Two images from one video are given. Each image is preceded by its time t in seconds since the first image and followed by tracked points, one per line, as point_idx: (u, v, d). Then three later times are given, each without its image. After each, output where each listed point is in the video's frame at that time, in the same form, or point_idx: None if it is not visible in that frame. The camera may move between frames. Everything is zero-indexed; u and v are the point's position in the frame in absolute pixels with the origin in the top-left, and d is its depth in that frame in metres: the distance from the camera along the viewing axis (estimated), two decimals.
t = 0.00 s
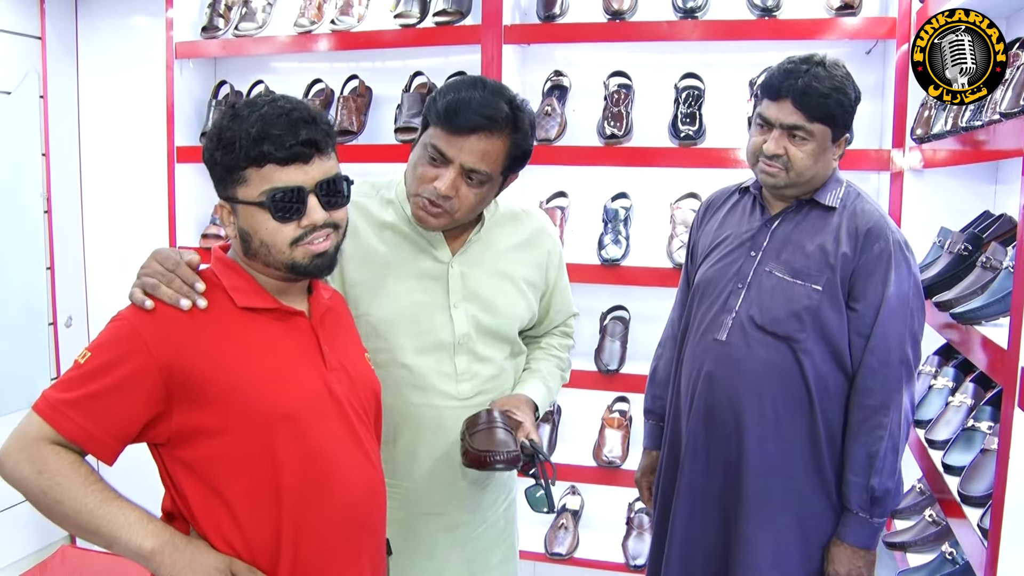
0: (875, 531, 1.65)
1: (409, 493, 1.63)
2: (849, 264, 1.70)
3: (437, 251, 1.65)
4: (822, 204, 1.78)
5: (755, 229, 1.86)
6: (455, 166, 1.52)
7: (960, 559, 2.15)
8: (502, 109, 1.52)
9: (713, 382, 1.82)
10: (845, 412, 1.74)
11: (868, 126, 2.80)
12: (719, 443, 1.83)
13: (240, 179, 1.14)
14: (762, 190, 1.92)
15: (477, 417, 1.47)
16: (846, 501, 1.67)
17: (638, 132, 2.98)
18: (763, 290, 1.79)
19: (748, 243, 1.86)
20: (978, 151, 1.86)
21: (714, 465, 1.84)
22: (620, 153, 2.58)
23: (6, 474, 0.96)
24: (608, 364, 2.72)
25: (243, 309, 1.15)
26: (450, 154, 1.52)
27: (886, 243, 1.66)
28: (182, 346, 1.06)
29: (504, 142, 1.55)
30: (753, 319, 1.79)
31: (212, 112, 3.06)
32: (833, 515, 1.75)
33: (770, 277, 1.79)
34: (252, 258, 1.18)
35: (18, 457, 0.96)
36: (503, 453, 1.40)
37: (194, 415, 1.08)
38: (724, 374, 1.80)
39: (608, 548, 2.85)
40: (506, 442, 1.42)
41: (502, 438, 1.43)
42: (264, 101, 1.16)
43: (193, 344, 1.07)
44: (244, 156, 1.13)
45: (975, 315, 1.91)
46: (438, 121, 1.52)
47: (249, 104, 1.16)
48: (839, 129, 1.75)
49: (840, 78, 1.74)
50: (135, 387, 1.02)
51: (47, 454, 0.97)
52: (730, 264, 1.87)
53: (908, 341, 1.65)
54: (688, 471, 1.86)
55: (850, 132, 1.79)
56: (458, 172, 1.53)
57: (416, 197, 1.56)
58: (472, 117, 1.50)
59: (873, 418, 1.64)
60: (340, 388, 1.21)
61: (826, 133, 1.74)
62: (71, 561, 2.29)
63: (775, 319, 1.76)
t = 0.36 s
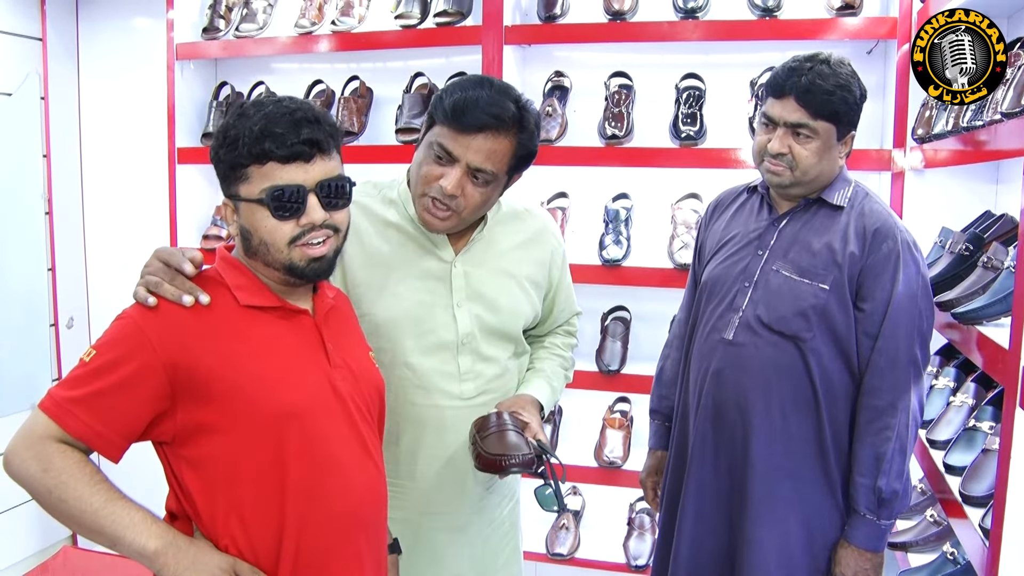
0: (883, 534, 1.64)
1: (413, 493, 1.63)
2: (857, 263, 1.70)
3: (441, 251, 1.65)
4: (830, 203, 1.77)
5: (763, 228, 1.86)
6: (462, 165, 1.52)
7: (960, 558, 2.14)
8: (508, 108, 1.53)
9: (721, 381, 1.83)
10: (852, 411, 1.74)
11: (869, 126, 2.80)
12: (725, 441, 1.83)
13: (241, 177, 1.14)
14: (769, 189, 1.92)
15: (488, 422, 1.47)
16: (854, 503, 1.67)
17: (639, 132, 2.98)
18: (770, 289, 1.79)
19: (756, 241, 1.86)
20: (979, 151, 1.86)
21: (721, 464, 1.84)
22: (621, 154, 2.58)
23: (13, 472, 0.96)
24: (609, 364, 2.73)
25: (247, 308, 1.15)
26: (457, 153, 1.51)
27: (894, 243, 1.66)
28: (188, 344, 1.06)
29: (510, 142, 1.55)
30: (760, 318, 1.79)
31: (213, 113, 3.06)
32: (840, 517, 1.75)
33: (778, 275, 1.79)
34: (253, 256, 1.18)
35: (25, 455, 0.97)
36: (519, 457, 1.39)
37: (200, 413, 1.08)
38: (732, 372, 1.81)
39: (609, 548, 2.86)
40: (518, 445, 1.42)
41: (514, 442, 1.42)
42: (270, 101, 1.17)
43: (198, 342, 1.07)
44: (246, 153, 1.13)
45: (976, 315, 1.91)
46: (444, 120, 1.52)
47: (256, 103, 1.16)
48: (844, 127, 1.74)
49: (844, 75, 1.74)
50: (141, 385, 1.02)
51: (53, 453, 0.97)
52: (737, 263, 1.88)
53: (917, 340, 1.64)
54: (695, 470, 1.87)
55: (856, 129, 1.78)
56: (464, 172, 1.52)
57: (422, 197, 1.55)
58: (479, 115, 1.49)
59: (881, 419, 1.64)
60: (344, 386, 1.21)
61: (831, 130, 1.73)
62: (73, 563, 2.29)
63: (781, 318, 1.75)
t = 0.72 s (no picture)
0: (885, 543, 1.64)
1: (414, 493, 1.63)
2: (863, 270, 1.69)
3: (439, 238, 1.65)
4: (840, 208, 1.76)
5: (773, 232, 1.86)
6: (483, 156, 1.49)
7: (961, 559, 2.15)
8: (508, 85, 1.49)
9: (728, 384, 1.83)
10: (856, 418, 1.74)
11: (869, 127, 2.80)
12: (730, 443, 1.83)
13: (248, 176, 1.14)
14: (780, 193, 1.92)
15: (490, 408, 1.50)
16: (856, 511, 1.67)
17: (640, 132, 2.98)
18: (777, 294, 1.79)
19: (765, 246, 1.86)
20: (980, 151, 1.86)
21: (727, 466, 1.85)
22: (621, 154, 2.58)
23: (15, 466, 0.97)
24: (609, 364, 2.73)
25: (251, 308, 1.15)
26: (477, 148, 1.48)
27: (902, 249, 1.64)
28: (191, 343, 1.06)
29: (519, 116, 1.52)
30: (766, 324, 1.79)
31: (214, 112, 3.06)
32: (843, 523, 1.76)
33: (785, 280, 1.79)
34: (257, 255, 1.18)
35: (26, 449, 0.97)
36: (522, 440, 1.44)
37: (202, 411, 1.08)
38: (739, 377, 1.81)
39: (609, 549, 2.85)
40: (521, 428, 1.45)
41: (519, 425, 1.46)
42: (280, 101, 1.17)
43: (202, 343, 1.07)
44: (254, 152, 1.13)
45: (976, 316, 1.91)
46: (445, 120, 1.47)
47: (266, 102, 1.16)
48: (852, 130, 1.73)
49: (853, 78, 1.73)
50: (143, 383, 1.02)
51: (54, 447, 0.97)
52: (745, 268, 1.88)
53: (923, 347, 1.64)
54: (700, 472, 1.87)
55: (867, 131, 1.76)
56: (488, 160, 1.50)
57: (456, 197, 1.54)
58: (489, 104, 1.45)
59: (886, 427, 1.63)
60: (345, 388, 1.21)
61: (838, 134, 1.72)
62: (73, 562, 2.28)
63: (787, 324, 1.75)
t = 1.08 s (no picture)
0: (881, 536, 1.64)
1: (413, 493, 1.63)
2: (855, 270, 1.70)
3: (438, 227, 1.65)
4: (832, 209, 1.77)
5: (764, 232, 1.87)
6: (481, 150, 1.50)
7: (960, 559, 2.15)
8: (493, 78, 1.49)
9: (719, 381, 1.83)
10: (850, 417, 1.74)
11: (868, 127, 2.81)
12: (725, 443, 1.83)
13: (246, 179, 1.15)
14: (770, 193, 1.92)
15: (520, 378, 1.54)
16: (852, 506, 1.67)
17: (639, 132, 2.99)
18: (769, 293, 1.80)
19: (756, 245, 1.87)
20: (978, 152, 1.86)
21: (718, 464, 1.84)
22: (619, 154, 2.58)
23: (11, 473, 0.97)
24: (609, 364, 2.74)
25: (246, 310, 1.15)
26: (473, 143, 1.49)
27: (893, 250, 1.66)
28: (186, 346, 1.06)
29: (507, 105, 1.53)
30: (759, 321, 1.80)
31: (214, 113, 3.07)
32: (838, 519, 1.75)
33: (777, 279, 1.80)
34: (252, 258, 1.18)
35: (22, 455, 0.98)
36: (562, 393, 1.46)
37: (197, 414, 1.08)
38: (731, 374, 1.81)
39: (609, 548, 2.86)
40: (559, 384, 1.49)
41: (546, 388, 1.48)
42: (278, 103, 1.18)
43: (198, 346, 1.07)
44: (250, 155, 1.13)
45: (976, 315, 1.91)
46: (440, 120, 1.47)
47: (264, 105, 1.17)
48: (851, 131, 1.75)
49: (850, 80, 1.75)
50: (139, 387, 1.02)
51: (51, 454, 0.98)
52: (736, 266, 1.88)
53: (915, 346, 1.64)
54: (693, 471, 1.87)
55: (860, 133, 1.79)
56: (486, 154, 1.51)
57: (456, 193, 1.54)
58: (479, 98, 1.46)
59: (880, 424, 1.63)
60: (342, 389, 1.21)
61: (839, 134, 1.74)
62: (72, 562, 2.28)
63: (780, 321, 1.76)
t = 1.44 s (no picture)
0: (860, 512, 1.67)
1: (412, 494, 1.63)
2: (828, 260, 1.71)
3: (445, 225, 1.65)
4: (797, 202, 1.79)
5: (735, 230, 1.87)
6: (485, 147, 1.50)
7: (958, 561, 2.16)
8: (494, 76, 1.50)
9: (702, 378, 1.82)
10: (827, 406, 1.75)
11: (868, 130, 2.81)
12: (712, 441, 1.82)
13: (243, 180, 1.15)
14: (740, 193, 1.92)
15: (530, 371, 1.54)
16: (832, 485, 1.69)
17: (640, 134, 2.99)
18: (745, 288, 1.80)
19: (729, 243, 1.86)
20: (978, 156, 1.86)
21: (705, 463, 1.83)
22: (620, 156, 2.59)
23: (9, 477, 0.98)
24: (609, 366, 2.76)
25: (242, 311, 1.15)
26: (478, 141, 1.49)
27: (862, 240, 1.68)
28: (182, 348, 1.06)
29: (507, 102, 1.54)
30: (738, 315, 1.79)
31: (216, 113, 3.07)
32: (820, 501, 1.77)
33: (753, 273, 1.80)
34: (250, 259, 1.19)
35: (20, 460, 0.98)
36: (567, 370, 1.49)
37: (193, 416, 1.08)
38: (714, 370, 1.80)
39: (607, 549, 2.86)
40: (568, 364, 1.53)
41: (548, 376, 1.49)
42: (278, 103, 1.17)
43: (193, 347, 1.08)
44: (250, 157, 1.13)
45: (974, 319, 1.91)
46: (443, 120, 1.47)
47: (264, 105, 1.17)
48: (803, 122, 1.77)
49: (798, 75, 1.77)
50: (134, 390, 1.03)
51: (49, 458, 0.98)
52: (711, 265, 1.87)
53: (885, 329, 1.66)
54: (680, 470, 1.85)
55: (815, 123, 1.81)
56: (490, 151, 1.52)
57: (463, 190, 1.55)
58: (483, 96, 1.46)
59: (855, 405, 1.65)
60: (339, 391, 1.21)
61: (792, 128, 1.76)
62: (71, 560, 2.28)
63: (760, 314, 1.76)
